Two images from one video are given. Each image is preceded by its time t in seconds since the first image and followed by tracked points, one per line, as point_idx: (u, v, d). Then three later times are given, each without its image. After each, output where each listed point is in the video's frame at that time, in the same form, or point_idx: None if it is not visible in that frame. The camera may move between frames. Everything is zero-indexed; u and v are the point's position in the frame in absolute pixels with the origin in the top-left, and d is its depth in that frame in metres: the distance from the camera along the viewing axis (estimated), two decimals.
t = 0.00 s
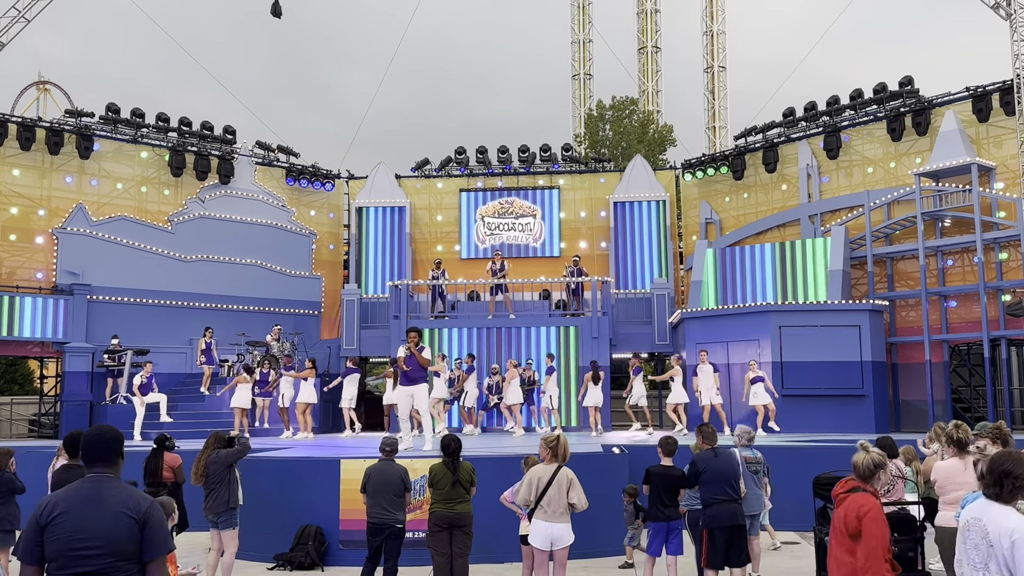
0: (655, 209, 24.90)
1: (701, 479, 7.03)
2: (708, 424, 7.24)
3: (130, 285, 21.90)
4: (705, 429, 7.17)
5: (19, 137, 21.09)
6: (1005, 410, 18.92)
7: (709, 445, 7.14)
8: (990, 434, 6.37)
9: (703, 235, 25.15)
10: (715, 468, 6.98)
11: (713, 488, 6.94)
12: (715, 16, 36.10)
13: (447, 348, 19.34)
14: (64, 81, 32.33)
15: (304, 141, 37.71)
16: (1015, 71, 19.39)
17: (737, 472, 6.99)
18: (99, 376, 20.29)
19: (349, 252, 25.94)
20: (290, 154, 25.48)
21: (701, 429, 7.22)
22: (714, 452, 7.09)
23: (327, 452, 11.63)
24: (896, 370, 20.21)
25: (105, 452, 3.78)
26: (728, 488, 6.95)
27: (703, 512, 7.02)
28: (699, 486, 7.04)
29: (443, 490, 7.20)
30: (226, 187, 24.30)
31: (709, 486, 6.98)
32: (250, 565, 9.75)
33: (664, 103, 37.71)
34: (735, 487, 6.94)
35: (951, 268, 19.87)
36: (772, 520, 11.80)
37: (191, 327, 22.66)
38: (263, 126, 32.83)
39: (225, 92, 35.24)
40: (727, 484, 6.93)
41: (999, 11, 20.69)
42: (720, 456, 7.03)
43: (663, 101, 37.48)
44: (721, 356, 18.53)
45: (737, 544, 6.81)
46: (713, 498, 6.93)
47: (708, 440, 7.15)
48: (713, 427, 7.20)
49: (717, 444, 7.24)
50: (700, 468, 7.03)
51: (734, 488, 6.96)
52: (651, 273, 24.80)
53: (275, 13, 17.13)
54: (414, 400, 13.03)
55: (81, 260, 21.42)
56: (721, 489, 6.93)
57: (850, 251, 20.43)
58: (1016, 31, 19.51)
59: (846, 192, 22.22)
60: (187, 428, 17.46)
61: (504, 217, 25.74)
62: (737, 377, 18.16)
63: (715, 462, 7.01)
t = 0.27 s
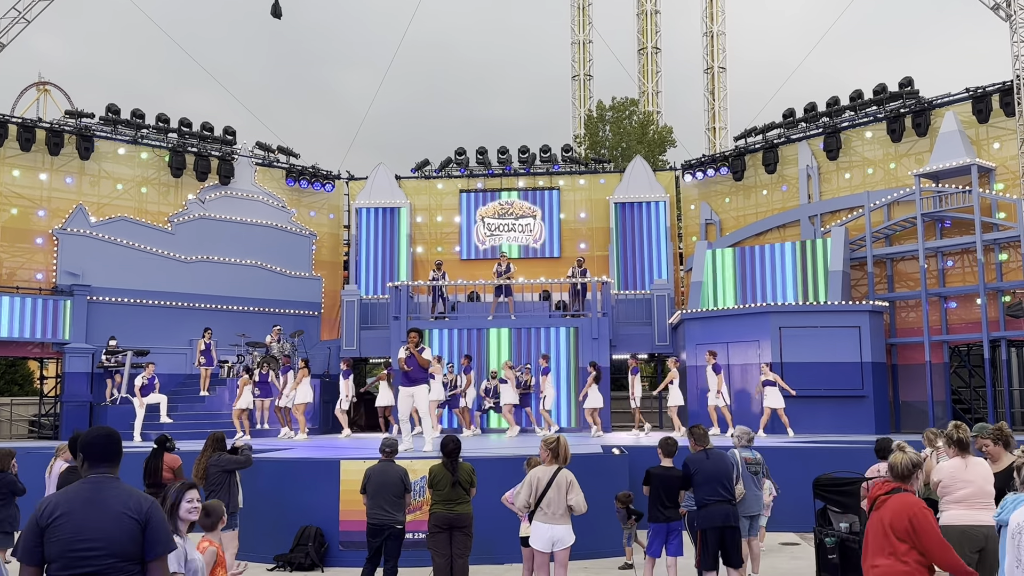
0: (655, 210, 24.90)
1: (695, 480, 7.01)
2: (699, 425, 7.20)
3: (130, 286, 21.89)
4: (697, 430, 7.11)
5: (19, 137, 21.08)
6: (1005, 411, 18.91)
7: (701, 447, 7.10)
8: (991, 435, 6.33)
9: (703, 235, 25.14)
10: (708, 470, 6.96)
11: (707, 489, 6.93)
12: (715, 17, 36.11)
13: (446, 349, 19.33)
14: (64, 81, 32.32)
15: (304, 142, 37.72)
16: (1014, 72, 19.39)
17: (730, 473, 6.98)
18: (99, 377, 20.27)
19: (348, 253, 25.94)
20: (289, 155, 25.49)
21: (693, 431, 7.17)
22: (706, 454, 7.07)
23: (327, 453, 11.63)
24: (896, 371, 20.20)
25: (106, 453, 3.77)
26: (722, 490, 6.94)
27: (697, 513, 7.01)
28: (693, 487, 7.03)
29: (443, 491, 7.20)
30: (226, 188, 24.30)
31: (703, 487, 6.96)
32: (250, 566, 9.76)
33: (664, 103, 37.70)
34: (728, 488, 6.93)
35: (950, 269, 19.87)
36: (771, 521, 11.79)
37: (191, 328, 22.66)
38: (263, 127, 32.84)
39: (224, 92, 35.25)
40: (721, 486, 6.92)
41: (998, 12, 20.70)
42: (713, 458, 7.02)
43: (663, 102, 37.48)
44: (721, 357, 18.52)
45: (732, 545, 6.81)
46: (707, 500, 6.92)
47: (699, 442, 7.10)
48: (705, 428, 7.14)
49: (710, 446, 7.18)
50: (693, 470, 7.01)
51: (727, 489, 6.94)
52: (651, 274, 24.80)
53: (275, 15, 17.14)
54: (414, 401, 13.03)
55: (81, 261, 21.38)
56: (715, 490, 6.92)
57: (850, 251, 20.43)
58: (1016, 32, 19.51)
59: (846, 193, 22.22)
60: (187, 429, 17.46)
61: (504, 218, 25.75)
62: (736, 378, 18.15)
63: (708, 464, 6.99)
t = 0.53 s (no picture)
0: (655, 211, 24.90)
1: (697, 482, 7.00)
2: (705, 427, 7.21)
3: (130, 286, 21.90)
4: (702, 431, 7.16)
5: (19, 138, 21.09)
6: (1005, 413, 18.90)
7: (706, 448, 7.12)
8: (992, 438, 6.33)
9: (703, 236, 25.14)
10: (711, 472, 6.95)
11: (707, 492, 6.94)
12: (715, 18, 36.13)
13: (447, 350, 19.33)
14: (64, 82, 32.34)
15: (304, 143, 37.72)
16: (1015, 73, 19.40)
17: (732, 476, 6.98)
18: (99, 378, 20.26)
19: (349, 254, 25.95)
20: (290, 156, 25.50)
21: (698, 432, 7.21)
22: (710, 455, 7.09)
23: (327, 454, 11.62)
24: (896, 372, 20.20)
25: (105, 453, 3.77)
26: (723, 493, 6.94)
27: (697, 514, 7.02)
28: (695, 489, 7.03)
29: (442, 492, 7.20)
30: (226, 188, 24.32)
31: (703, 489, 6.97)
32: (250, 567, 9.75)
33: (664, 105, 37.71)
34: (729, 492, 6.94)
35: (951, 270, 19.87)
36: (771, 523, 11.79)
37: (191, 329, 22.66)
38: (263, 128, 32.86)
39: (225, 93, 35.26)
40: (722, 489, 6.92)
41: (998, 13, 20.70)
42: (716, 460, 7.01)
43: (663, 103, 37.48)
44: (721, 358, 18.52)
45: (731, 547, 6.81)
46: (707, 502, 6.93)
47: (704, 443, 7.16)
48: (710, 430, 7.19)
49: (714, 447, 7.24)
50: (696, 471, 7.01)
51: (728, 493, 6.95)
52: (651, 275, 24.80)
53: (276, 16, 17.16)
54: (415, 401, 13.04)
55: (81, 261, 21.42)
56: (716, 493, 6.93)
57: (850, 253, 20.43)
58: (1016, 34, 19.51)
59: (846, 194, 22.21)
60: (187, 430, 17.45)
61: (505, 219, 25.76)
62: (737, 379, 18.15)
63: (712, 467, 6.98)
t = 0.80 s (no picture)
0: (655, 212, 24.91)
1: (700, 484, 7.01)
2: (712, 430, 7.20)
3: (131, 288, 21.91)
4: (710, 434, 7.12)
5: (19, 140, 21.10)
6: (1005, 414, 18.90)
7: (712, 451, 7.11)
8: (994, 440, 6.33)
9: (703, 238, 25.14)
10: (715, 475, 6.96)
11: (710, 495, 6.94)
12: (715, 20, 36.13)
13: (447, 351, 19.33)
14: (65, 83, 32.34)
15: (304, 144, 37.73)
16: (1015, 75, 19.39)
17: (735, 480, 6.99)
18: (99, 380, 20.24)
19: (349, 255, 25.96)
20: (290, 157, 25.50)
21: (706, 434, 7.18)
22: (716, 458, 7.08)
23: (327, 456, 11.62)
24: (896, 374, 20.20)
25: (105, 454, 3.77)
26: (725, 497, 6.96)
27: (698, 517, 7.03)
28: (697, 490, 7.04)
29: (442, 493, 7.20)
30: (227, 190, 24.35)
31: (706, 492, 6.98)
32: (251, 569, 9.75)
33: (664, 106, 37.71)
34: (732, 496, 6.95)
35: (951, 272, 19.87)
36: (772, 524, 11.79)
37: (191, 330, 22.66)
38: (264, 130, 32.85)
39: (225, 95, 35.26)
40: (724, 493, 6.94)
41: (998, 15, 20.69)
42: (721, 464, 7.01)
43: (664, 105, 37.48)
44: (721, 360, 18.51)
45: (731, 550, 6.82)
46: (708, 504, 6.94)
47: (711, 446, 7.13)
48: (718, 433, 7.16)
49: (720, 450, 7.21)
50: (700, 474, 7.01)
51: (730, 497, 6.96)
52: (651, 277, 24.81)
53: (276, 17, 17.15)
54: (415, 403, 13.04)
55: (81, 262, 21.55)
56: (718, 497, 6.94)
57: (850, 254, 20.44)
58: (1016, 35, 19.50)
59: (847, 196, 22.21)
60: (187, 431, 17.45)
61: (505, 221, 25.77)
62: (737, 380, 18.15)
63: (717, 470, 6.99)
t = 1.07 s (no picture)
0: (656, 214, 24.92)
1: (703, 486, 7.00)
2: (718, 431, 7.15)
3: (131, 289, 21.91)
4: (715, 436, 7.09)
5: (20, 141, 21.11)
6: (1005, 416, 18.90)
7: (717, 453, 7.07)
8: (992, 441, 6.31)
9: (703, 240, 25.14)
10: (719, 478, 6.95)
11: (713, 497, 6.94)
12: (716, 22, 36.16)
13: (447, 353, 19.32)
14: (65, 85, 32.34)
15: (305, 146, 37.74)
16: (1015, 77, 19.40)
17: (738, 483, 6.98)
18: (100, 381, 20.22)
19: (349, 257, 25.96)
20: (291, 159, 25.51)
21: (711, 436, 7.14)
22: (720, 460, 7.06)
23: (327, 458, 11.60)
24: (896, 376, 20.19)
25: (106, 455, 3.77)
26: (728, 499, 6.95)
27: (700, 519, 7.03)
28: (700, 492, 7.03)
29: (443, 495, 7.19)
30: (227, 192, 24.36)
31: (709, 494, 6.97)
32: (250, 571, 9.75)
33: (665, 108, 37.72)
34: (734, 498, 6.94)
35: (951, 274, 19.87)
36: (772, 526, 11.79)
37: (192, 332, 22.67)
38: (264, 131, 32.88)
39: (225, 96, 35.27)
40: (727, 496, 6.93)
41: (998, 17, 20.69)
42: (725, 466, 6.99)
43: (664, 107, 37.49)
44: (721, 361, 18.51)
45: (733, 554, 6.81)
46: (711, 506, 6.94)
47: (716, 448, 7.09)
48: (723, 434, 7.10)
49: (725, 452, 7.18)
50: (704, 476, 6.99)
51: (732, 499, 6.96)
52: (651, 279, 24.82)
53: (277, 19, 17.17)
54: (415, 404, 13.04)
55: (82, 264, 21.51)
56: (720, 499, 6.93)
57: (850, 256, 20.44)
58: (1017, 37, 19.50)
59: (847, 198, 22.22)
60: (187, 433, 17.44)
61: (505, 222, 25.78)
62: (737, 382, 18.16)
63: (721, 473, 6.97)
